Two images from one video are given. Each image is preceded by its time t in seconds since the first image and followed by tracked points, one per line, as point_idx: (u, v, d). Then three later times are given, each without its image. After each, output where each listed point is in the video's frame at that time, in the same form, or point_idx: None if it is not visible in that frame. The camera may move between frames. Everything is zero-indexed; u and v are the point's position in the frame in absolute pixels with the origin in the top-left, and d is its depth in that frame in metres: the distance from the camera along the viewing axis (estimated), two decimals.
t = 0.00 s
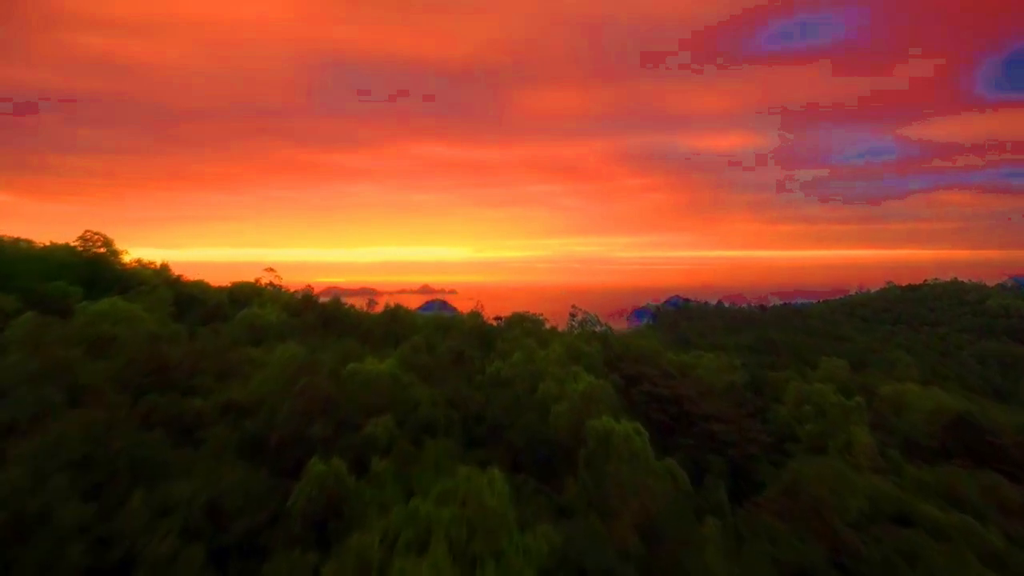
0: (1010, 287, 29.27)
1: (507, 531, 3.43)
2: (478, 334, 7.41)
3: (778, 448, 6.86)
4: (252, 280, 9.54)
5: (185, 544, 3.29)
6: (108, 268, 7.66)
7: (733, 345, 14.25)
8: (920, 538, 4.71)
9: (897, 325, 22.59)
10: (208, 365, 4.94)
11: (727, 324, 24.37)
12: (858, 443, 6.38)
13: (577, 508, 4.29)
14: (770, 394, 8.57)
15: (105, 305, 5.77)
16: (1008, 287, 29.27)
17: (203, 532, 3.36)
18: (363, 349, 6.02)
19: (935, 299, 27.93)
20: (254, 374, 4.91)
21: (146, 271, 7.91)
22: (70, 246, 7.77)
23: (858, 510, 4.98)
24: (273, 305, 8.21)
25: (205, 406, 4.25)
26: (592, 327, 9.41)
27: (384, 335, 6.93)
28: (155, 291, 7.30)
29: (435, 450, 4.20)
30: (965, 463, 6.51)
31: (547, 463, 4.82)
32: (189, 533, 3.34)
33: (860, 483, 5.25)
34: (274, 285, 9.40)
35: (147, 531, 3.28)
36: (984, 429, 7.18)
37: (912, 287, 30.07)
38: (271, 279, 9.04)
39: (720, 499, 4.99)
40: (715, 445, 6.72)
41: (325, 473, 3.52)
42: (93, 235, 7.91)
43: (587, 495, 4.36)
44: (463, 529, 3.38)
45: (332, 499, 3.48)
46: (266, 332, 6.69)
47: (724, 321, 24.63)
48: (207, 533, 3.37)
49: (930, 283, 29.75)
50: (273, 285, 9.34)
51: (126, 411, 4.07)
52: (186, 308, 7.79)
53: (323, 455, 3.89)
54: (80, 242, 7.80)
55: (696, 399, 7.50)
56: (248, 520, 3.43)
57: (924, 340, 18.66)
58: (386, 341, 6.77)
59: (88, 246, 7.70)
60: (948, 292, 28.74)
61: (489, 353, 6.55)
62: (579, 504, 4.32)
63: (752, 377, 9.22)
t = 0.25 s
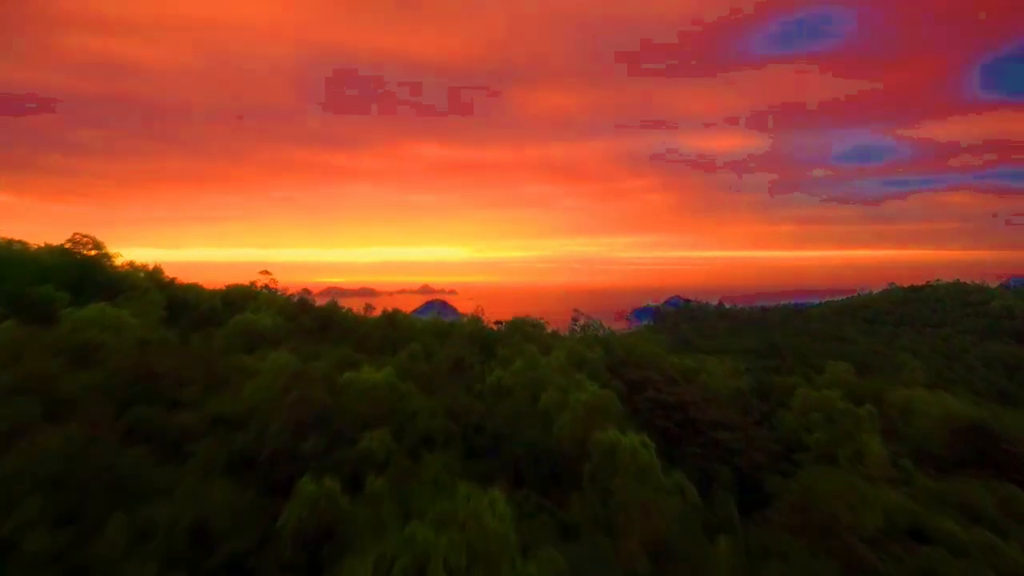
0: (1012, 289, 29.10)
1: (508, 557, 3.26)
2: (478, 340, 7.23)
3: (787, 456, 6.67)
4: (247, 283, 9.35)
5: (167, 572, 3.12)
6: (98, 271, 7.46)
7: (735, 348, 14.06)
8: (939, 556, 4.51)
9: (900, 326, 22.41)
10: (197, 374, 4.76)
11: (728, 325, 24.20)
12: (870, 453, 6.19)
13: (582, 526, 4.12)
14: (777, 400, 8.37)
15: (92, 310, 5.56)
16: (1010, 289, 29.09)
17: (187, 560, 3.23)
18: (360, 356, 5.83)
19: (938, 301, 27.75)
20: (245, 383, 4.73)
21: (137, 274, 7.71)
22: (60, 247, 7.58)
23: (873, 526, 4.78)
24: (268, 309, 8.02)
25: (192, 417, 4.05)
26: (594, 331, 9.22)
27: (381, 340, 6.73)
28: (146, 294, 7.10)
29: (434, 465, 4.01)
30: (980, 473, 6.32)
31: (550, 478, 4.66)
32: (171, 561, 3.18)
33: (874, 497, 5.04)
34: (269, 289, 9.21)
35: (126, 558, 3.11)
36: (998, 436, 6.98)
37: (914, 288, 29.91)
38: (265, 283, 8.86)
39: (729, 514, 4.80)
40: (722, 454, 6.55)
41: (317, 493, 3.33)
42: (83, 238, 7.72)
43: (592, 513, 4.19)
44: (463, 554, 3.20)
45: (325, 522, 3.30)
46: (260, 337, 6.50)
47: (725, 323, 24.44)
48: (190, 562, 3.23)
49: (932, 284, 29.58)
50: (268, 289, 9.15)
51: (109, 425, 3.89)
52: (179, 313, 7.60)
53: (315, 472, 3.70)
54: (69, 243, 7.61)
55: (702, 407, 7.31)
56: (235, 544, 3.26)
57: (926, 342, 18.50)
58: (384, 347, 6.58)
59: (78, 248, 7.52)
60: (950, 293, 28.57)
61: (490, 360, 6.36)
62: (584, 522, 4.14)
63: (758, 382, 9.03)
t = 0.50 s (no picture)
0: (1016, 291, 28.89)
1: None
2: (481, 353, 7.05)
3: (798, 467, 6.46)
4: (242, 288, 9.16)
5: None
6: (86, 275, 7.22)
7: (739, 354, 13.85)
8: None
9: (904, 329, 22.19)
10: (182, 390, 4.57)
11: (730, 328, 23.98)
12: (886, 466, 5.99)
13: (590, 548, 3.89)
14: (786, 408, 8.16)
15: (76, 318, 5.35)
16: (1014, 291, 28.89)
17: None
18: (356, 366, 5.64)
19: (941, 303, 27.52)
20: (234, 395, 4.54)
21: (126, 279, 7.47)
22: (46, 249, 7.33)
23: (895, 547, 4.57)
24: (260, 314, 7.81)
25: (175, 434, 3.86)
26: (597, 337, 9.02)
27: (379, 347, 6.53)
28: (135, 298, 6.86)
29: (431, 489, 3.84)
30: (999, 486, 6.11)
31: (555, 495, 4.43)
32: None
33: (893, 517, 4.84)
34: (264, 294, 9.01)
35: None
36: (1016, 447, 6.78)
37: (917, 290, 29.68)
38: (260, 288, 8.66)
39: (744, 535, 4.59)
40: (731, 466, 6.35)
41: (305, 523, 3.15)
42: (70, 241, 7.48)
43: (600, 534, 3.96)
44: None
45: (315, 550, 3.10)
46: (253, 343, 6.30)
47: (728, 326, 24.23)
48: None
49: (935, 286, 29.35)
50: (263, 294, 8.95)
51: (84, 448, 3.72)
52: (170, 319, 7.41)
53: (305, 494, 3.51)
54: (57, 245, 7.40)
55: (708, 418, 7.12)
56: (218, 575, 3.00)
57: (932, 346, 18.28)
58: (382, 354, 6.37)
59: (67, 250, 7.30)
60: (954, 295, 28.36)
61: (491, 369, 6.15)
62: (592, 544, 3.92)
63: (764, 388, 8.82)
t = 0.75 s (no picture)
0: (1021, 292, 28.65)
1: None
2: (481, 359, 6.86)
3: (808, 477, 6.27)
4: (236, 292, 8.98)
5: None
6: (73, 279, 7.01)
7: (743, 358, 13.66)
8: None
9: (908, 331, 21.96)
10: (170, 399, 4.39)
11: (732, 330, 23.76)
12: (900, 477, 5.79)
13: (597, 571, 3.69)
14: (793, 415, 7.97)
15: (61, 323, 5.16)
16: (1019, 292, 28.65)
17: None
18: (352, 374, 5.44)
19: (945, 304, 27.29)
20: (224, 406, 4.34)
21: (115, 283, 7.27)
22: (32, 251, 7.12)
23: (915, 564, 4.37)
24: (255, 318, 7.63)
25: (160, 449, 3.67)
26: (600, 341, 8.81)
27: (376, 353, 6.33)
28: (124, 302, 6.66)
29: (429, 508, 3.65)
30: (1016, 497, 5.91)
31: (559, 512, 4.23)
32: None
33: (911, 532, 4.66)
34: (259, 298, 8.83)
35: None
36: None
37: (920, 291, 29.49)
38: (255, 291, 8.48)
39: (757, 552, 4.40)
40: (739, 476, 6.15)
41: (295, 549, 2.97)
42: (57, 243, 7.28)
43: (607, 555, 3.76)
44: None
45: None
46: (247, 348, 6.12)
47: (730, 327, 24.04)
48: None
49: (938, 287, 29.14)
50: (258, 297, 8.77)
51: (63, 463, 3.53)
52: (161, 323, 7.22)
53: (295, 516, 3.35)
54: (45, 246, 7.21)
55: (715, 425, 6.93)
56: None
57: (937, 348, 18.07)
58: (379, 361, 6.18)
59: (55, 251, 7.12)
60: (958, 296, 28.12)
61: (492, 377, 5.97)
62: (599, 566, 3.71)
63: (771, 394, 8.63)
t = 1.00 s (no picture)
0: None
1: None
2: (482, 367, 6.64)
3: (823, 492, 6.04)
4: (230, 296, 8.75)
5: None
6: (58, 284, 6.76)
7: (748, 362, 13.41)
8: None
9: (914, 333, 21.71)
10: (150, 416, 4.23)
11: (735, 333, 23.52)
12: (923, 493, 5.56)
13: None
14: (804, 424, 7.73)
15: (39, 332, 4.94)
16: None
17: None
18: (348, 385, 5.21)
19: (950, 306, 27.03)
20: (208, 424, 4.12)
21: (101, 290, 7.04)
22: (15, 255, 6.86)
23: None
24: (248, 325, 7.42)
25: (137, 475, 3.57)
26: (604, 347, 8.56)
27: (372, 362, 6.08)
28: (110, 309, 6.41)
29: (425, 532, 3.45)
30: None
31: (565, 536, 3.97)
32: None
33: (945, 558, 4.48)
34: (253, 303, 8.61)
35: None
36: None
37: (924, 292, 29.23)
38: (249, 297, 8.25)
39: None
40: (752, 491, 5.90)
41: None
42: (41, 247, 7.02)
43: None
44: None
45: None
46: (239, 358, 5.90)
47: (733, 330, 23.79)
48: None
49: (943, 288, 28.89)
50: (252, 302, 8.54)
51: (37, 494, 3.48)
52: (151, 332, 7.00)
53: (279, 549, 3.21)
54: (33, 250, 7.00)
55: (725, 436, 6.67)
56: None
57: (945, 351, 17.82)
58: (377, 370, 5.96)
59: (40, 256, 6.87)
60: (962, 298, 27.89)
61: (494, 387, 5.73)
62: None
63: (781, 402, 8.38)
